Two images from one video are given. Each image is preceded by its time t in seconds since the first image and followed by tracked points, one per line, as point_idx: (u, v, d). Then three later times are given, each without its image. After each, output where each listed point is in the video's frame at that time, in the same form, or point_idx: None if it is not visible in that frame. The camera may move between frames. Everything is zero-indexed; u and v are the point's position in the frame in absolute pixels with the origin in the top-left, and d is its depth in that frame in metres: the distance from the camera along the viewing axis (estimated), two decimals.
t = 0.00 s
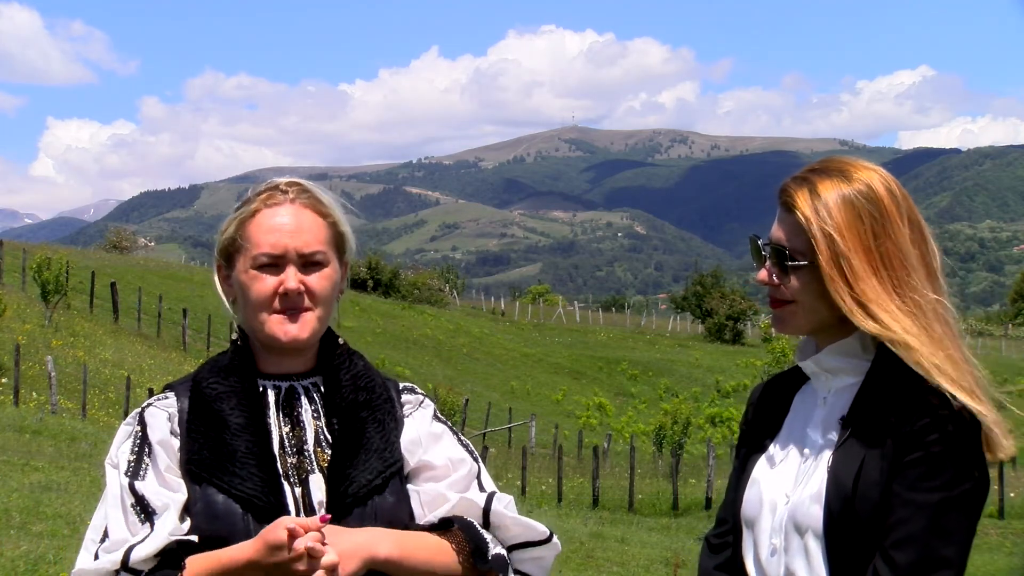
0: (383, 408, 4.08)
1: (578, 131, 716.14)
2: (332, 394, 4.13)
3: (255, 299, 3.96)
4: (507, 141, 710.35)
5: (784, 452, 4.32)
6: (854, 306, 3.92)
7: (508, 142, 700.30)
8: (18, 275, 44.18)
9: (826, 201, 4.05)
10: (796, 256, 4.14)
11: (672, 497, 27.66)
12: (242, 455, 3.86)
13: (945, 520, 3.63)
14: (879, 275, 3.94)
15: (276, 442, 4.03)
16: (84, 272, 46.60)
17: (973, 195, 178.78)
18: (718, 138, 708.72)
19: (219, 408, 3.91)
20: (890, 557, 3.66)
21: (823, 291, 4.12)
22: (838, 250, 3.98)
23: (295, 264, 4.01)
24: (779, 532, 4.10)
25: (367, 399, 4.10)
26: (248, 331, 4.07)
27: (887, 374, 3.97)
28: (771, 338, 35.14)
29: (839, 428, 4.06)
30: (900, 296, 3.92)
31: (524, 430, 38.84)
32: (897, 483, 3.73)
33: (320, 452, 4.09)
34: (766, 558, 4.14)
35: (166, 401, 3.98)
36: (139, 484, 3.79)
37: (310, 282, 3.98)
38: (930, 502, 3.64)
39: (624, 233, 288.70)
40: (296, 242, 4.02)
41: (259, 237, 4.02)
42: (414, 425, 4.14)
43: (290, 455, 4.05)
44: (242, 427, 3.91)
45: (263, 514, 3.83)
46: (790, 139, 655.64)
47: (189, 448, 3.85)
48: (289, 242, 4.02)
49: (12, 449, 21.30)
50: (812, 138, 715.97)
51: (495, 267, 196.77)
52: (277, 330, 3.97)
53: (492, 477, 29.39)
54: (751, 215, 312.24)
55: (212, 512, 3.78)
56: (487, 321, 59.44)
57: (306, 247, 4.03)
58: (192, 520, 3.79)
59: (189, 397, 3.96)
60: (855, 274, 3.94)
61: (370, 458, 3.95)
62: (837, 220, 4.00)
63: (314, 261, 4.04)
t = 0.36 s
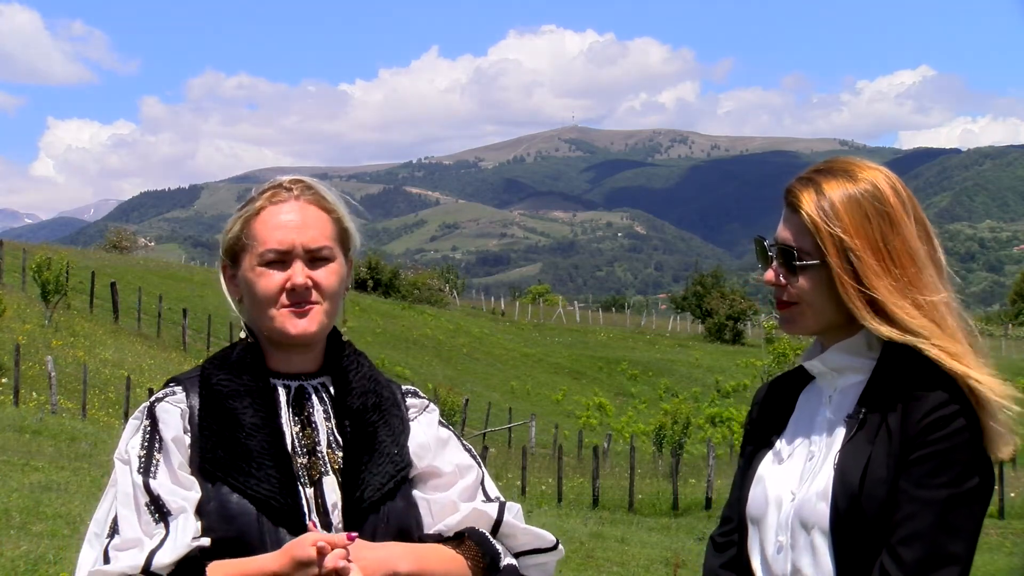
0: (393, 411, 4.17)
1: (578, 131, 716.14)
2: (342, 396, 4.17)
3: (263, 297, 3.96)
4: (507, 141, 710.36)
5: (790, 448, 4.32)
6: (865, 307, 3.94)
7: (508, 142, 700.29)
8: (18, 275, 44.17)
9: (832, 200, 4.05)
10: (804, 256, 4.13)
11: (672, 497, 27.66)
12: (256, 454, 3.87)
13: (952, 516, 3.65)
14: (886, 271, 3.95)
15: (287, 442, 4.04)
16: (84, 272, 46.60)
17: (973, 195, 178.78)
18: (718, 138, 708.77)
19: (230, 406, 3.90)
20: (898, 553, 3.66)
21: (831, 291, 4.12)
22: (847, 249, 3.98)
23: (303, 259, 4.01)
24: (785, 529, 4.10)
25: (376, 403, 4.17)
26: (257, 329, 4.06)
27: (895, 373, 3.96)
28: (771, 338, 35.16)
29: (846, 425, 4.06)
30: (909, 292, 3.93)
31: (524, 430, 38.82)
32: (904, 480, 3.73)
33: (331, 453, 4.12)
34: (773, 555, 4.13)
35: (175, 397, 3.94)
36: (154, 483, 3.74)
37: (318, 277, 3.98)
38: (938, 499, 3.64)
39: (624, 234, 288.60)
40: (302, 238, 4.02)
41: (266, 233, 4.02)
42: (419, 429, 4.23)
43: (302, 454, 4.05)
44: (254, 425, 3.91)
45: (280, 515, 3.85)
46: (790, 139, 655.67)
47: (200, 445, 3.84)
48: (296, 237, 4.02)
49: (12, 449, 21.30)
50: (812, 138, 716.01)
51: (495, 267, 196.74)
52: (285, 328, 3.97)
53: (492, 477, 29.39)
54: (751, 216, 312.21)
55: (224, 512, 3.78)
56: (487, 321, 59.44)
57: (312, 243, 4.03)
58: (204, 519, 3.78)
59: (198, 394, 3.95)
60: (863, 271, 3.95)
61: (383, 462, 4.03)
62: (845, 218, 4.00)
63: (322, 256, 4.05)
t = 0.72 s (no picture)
0: (396, 415, 4.18)
1: (578, 131, 716.13)
2: (347, 399, 4.17)
3: (261, 298, 3.97)
4: (507, 141, 710.35)
5: (797, 445, 4.32)
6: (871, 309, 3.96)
7: (508, 142, 700.31)
8: (18, 275, 44.16)
9: (838, 198, 4.05)
10: (812, 256, 4.13)
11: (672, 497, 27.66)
12: (259, 454, 3.86)
13: (959, 514, 3.66)
14: (891, 272, 3.95)
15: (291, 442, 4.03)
16: (84, 272, 46.60)
17: (973, 195, 178.84)
18: (718, 138, 708.70)
19: (235, 406, 3.90)
20: (905, 552, 3.67)
21: (837, 291, 4.11)
22: (851, 250, 3.99)
23: (300, 259, 4.01)
24: (790, 527, 4.09)
25: (380, 406, 4.17)
26: (257, 330, 4.06)
27: (902, 374, 3.97)
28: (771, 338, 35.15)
29: (852, 423, 4.04)
30: (917, 293, 3.94)
31: (524, 430, 38.82)
32: (912, 479, 3.74)
33: (335, 455, 4.12)
34: (778, 553, 4.13)
35: (178, 398, 3.94)
36: (153, 485, 3.74)
37: (315, 277, 3.98)
38: (945, 497, 3.65)
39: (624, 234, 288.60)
40: (300, 240, 4.03)
41: (264, 235, 4.03)
42: (424, 436, 4.23)
43: (304, 456, 4.07)
44: (258, 425, 3.91)
45: (280, 515, 3.84)
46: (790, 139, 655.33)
47: (205, 446, 3.84)
48: (293, 238, 4.02)
49: (12, 449, 21.30)
50: (812, 138, 716.11)
51: (495, 266, 196.73)
52: (284, 329, 3.98)
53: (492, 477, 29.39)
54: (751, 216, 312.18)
55: (227, 512, 3.78)
56: (487, 321, 59.44)
57: (311, 244, 4.03)
58: (203, 520, 3.78)
59: (203, 394, 3.94)
60: (869, 271, 3.96)
61: (387, 465, 4.05)
62: (848, 219, 4.01)
63: (321, 256, 4.05)
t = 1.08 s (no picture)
0: (396, 411, 4.18)
1: (578, 131, 716.09)
2: (349, 398, 4.18)
3: (272, 298, 3.96)
4: (506, 142, 710.35)
5: (802, 445, 4.33)
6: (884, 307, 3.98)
7: (508, 141, 700.29)
8: (18, 275, 44.17)
9: (846, 198, 4.05)
10: (818, 256, 4.13)
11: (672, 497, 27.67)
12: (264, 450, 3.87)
13: (965, 514, 3.65)
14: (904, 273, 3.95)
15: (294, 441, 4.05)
16: (84, 272, 46.60)
17: (973, 195, 178.87)
18: (717, 138, 708.82)
19: (238, 406, 3.88)
20: (910, 552, 3.66)
21: (843, 290, 4.11)
22: (860, 249, 3.99)
23: (313, 263, 4.02)
24: (796, 526, 4.09)
25: (383, 404, 4.17)
26: (263, 327, 4.04)
27: (907, 374, 3.96)
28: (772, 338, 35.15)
29: (856, 422, 4.05)
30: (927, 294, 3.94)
31: (524, 430, 38.82)
32: (917, 479, 3.73)
33: (340, 453, 4.13)
34: (782, 554, 4.13)
35: (180, 397, 3.93)
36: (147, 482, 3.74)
37: (328, 280, 3.99)
38: (951, 498, 3.64)
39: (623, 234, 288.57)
40: (313, 242, 4.03)
41: (276, 236, 4.02)
42: (423, 434, 4.25)
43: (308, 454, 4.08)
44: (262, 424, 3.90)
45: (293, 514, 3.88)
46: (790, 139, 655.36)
47: (209, 445, 3.84)
48: (307, 241, 4.02)
49: (12, 449, 21.30)
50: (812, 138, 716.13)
51: (495, 267, 196.70)
52: (296, 329, 3.98)
53: (492, 477, 29.40)
54: (751, 216, 312.10)
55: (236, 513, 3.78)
56: (487, 321, 59.44)
57: (325, 246, 4.04)
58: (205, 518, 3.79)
59: (204, 392, 3.92)
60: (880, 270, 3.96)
61: (393, 459, 4.05)
62: (857, 218, 4.01)
63: (333, 259, 4.06)
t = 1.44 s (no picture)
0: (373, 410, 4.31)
1: (578, 131, 716.15)
2: (338, 399, 4.28)
3: (310, 314, 4.01)
4: (507, 142, 710.45)
5: (806, 445, 4.33)
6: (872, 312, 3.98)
7: (508, 141, 700.42)
8: (18, 275, 44.16)
9: (850, 197, 4.05)
10: (821, 254, 4.14)
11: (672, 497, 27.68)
12: (269, 451, 3.92)
13: (966, 517, 3.64)
14: (900, 276, 3.93)
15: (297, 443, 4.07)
16: (84, 272, 46.58)
17: (973, 195, 178.86)
18: (717, 138, 708.76)
19: (238, 410, 3.92)
20: (909, 554, 3.66)
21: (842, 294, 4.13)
22: (862, 250, 3.98)
23: (354, 288, 4.11)
24: (796, 527, 4.10)
25: (372, 404, 4.32)
26: (281, 333, 4.07)
27: (908, 379, 3.98)
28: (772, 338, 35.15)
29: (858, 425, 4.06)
30: (920, 298, 3.91)
31: (524, 430, 38.82)
32: (918, 481, 3.72)
33: (339, 451, 4.17)
34: (783, 554, 4.14)
35: (178, 404, 3.88)
36: (167, 499, 3.70)
37: (351, 307, 4.06)
38: (951, 500, 3.63)
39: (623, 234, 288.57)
40: (355, 266, 4.10)
41: (309, 246, 4.04)
42: (409, 429, 4.39)
43: (307, 455, 4.06)
44: (264, 426, 3.95)
45: (303, 514, 3.93)
46: (790, 139, 655.39)
47: (216, 451, 3.84)
48: (353, 267, 4.09)
49: (12, 449, 21.30)
50: (812, 138, 716.05)
51: (494, 266, 196.72)
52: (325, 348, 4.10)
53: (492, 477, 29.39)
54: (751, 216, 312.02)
55: (244, 517, 3.80)
56: (487, 321, 59.44)
57: (363, 273, 4.15)
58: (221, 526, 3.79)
59: (199, 398, 3.90)
60: (873, 275, 3.96)
61: (389, 458, 4.20)
62: (860, 220, 4.00)
63: (357, 279, 4.11)
